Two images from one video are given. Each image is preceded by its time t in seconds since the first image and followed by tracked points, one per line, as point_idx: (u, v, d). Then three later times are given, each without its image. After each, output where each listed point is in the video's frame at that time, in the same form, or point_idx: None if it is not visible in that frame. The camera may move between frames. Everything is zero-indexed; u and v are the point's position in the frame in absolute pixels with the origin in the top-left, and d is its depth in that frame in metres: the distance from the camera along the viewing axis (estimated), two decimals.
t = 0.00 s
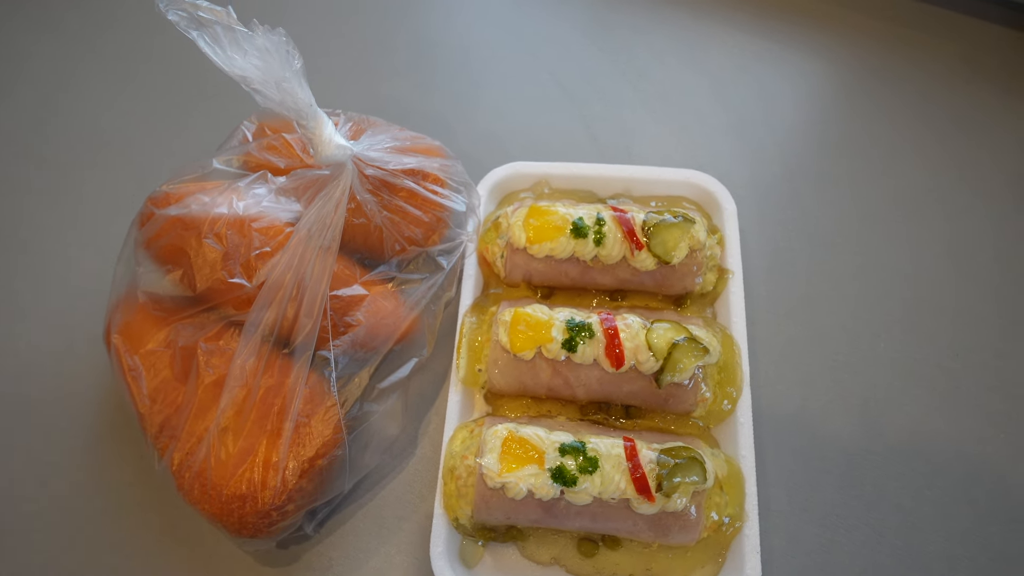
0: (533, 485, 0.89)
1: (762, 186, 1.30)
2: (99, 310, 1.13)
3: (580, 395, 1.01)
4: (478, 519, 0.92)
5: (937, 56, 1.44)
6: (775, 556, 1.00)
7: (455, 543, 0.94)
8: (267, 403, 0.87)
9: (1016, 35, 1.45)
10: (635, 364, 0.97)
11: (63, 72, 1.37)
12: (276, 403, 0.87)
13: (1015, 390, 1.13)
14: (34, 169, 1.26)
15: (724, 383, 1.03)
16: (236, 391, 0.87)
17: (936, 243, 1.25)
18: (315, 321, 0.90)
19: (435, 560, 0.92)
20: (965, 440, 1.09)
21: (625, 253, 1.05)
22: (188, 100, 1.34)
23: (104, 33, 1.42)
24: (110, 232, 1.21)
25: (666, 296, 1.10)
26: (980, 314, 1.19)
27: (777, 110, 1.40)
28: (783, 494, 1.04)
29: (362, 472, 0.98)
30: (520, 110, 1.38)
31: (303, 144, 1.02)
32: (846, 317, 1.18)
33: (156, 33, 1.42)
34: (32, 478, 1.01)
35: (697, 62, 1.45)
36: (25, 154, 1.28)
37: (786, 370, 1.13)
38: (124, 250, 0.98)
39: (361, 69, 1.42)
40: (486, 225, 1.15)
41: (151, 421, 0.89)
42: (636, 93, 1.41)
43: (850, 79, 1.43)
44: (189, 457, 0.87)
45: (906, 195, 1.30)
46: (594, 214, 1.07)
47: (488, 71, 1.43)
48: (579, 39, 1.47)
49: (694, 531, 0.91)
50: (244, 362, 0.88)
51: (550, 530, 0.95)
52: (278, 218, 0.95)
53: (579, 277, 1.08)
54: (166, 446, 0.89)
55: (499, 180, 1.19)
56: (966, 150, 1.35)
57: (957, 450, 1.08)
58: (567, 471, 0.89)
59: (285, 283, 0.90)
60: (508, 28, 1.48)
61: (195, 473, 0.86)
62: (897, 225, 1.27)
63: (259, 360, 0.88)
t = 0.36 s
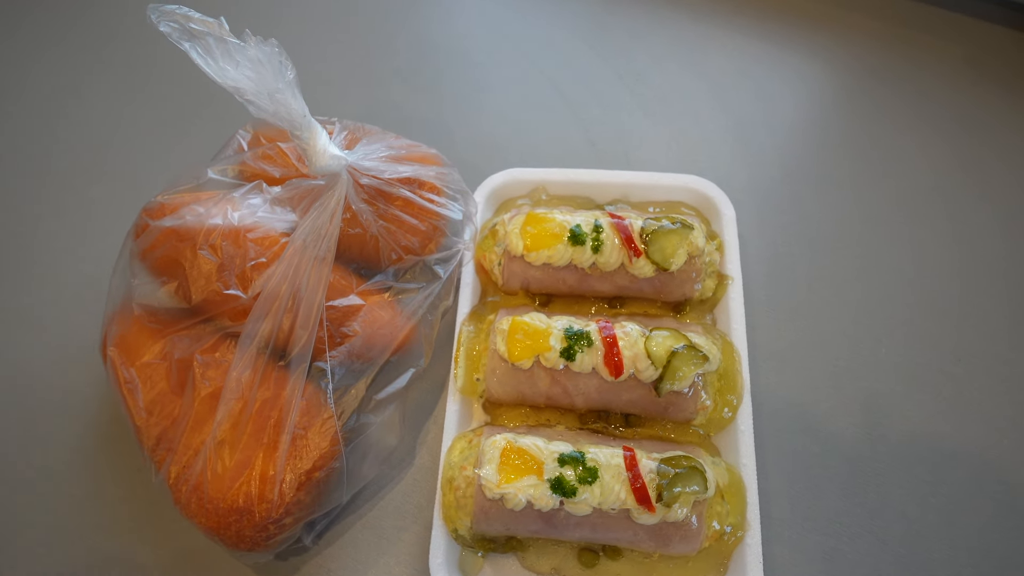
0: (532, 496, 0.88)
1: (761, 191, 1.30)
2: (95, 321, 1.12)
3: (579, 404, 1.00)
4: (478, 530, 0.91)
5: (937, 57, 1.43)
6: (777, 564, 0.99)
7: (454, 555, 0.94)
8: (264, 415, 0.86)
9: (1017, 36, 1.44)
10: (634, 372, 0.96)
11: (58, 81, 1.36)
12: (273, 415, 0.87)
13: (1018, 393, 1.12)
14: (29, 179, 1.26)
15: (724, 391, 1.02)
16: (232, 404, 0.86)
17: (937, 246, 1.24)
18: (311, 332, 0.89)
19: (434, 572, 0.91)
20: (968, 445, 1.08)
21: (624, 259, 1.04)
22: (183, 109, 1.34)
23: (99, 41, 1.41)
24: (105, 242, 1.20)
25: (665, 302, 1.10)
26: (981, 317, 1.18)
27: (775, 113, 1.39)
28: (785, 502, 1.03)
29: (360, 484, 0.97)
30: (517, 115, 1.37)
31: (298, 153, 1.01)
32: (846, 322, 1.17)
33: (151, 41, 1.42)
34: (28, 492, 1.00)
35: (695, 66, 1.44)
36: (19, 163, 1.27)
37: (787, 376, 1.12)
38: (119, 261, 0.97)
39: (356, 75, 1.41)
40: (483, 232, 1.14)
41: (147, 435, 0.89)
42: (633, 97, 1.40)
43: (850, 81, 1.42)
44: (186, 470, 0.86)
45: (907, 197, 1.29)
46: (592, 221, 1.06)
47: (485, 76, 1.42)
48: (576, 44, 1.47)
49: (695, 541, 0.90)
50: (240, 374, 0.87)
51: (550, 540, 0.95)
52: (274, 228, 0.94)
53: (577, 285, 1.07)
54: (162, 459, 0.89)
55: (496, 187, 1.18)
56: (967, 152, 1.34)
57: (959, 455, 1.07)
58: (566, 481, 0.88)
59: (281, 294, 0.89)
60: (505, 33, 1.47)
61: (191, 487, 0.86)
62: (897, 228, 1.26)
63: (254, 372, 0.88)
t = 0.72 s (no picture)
0: (535, 498, 0.86)
1: (761, 182, 1.28)
2: (87, 331, 1.10)
3: (582, 402, 0.98)
4: (481, 534, 0.90)
5: (935, 44, 1.41)
6: (787, 560, 0.98)
7: (458, 559, 0.92)
8: (259, 422, 0.85)
9: (1014, 20, 1.43)
10: (637, 369, 0.95)
11: (47, 90, 1.35)
12: (269, 422, 0.85)
13: None
14: (20, 189, 1.24)
15: (729, 385, 1.00)
16: (227, 412, 0.85)
17: (940, 234, 1.23)
18: (305, 337, 0.87)
19: None
20: (979, 435, 1.06)
21: (623, 255, 1.03)
22: (175, 115, 1.32)
23: (87, 49, 1.40)
24: (97, 250, 1.18)
25: (667, 297, 1.08)
26: (988, 304, 1.16)
27: (773, 103, 1.37)
28: (793, 497, 1.02)
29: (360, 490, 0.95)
30: (512, 113, 1.36)
31: (289, 156, 1.00)
32: (851, 313, 1.15)
33: (140, 47, 1.40)
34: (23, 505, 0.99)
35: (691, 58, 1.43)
36: (9, 173, 1.26)
37: (792, 369, 1.11)
38: (109, 270, 0.96)
39: (349, 77, 1.39)
40: (480, 231, 1.12)
41: (141, 445, 0.87)
42: (629, 91, 1.39)
43: (847, 70, 1.40)
44: (181, 480, 0.85)
45: (908, 186, 1.28)
46: (590, 216, 1.04)
47: (478, 74, 1.41)
48: (570, 40, 1.45)
49: (703, 539, 0.89)
50: (235, 381, 0.85)
51: (555, 542, 0.93)
52: (266, 232, 0.92)
53: (577, 282, 1.05)
54: (157, 469, 0.87)
55: (492, 185, 1.17)
56: (968, 138, 1.32)
57: (969, 445, 1.06)
58: (570, 482, 0.86)
59: (275, 298, 0.88)
60: (498, 31, 1.46)
61: (188, 497, 0.84)
62: (899, 217, 1.24)
63: (249, 378, 0.86)
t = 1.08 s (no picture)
0: (532, 481, 0.85)
1: (765, 173, 1.27)
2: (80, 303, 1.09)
3: (581, 387, 0.98)
4: (476, 516, 0.89)
5: (944, 41, 1.40)
6: (782, 551, 0.97)
7: (452, 541, 0.91)
8: (254, 397, 0.84)
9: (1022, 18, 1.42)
10: (637, 355, 0.94)
11: (44, 59, 1.33)
12: (263, 397, 0.84)
13: None
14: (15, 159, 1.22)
15: (729, 374, 1.00)
16: (222, 385, 0.84)
17: (944, 230, 1.22)
18: (303, 312, 0.86)
19: (431, 559, 0.89)
20: (977, 431, 1.06)
21: (626, 241, 1.02)
22: (174, 89, 1.31)
23: (87, 19, 1.38)
24: (91, 222, 1.16)
25: (668, 285, 1.07)
26: (990, 302, 1.16)
27: (780, 95, 1.36)
28: (790, 488, 1.01)
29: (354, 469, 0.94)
30: (516, 96, 1.35)
31: (291, 130, 0.98)
32: (852, 306, 1.15)
33: (141, 19, 1.38)
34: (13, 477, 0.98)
35: (697, 47, 1.41)
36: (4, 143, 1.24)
37: (792, 360, 1.10)
38: (104, 240, 0.94)
39: (352, 56, 1.38)
40: (482, 213, 1.11)
41: (134, 417, 0.86)
42: (635, 79, 1.38)
43: (855, 64, 1.39)
44: (173, 454, 0.84)
45: (913, 181, 1.27)
46: (594, 201, 1.03)
47: (483, 57, 1.39)
48: (577, 25, 1.44)
49: (700, 527, 0.88)
50: (230, 355, 0.84)
51: (549, 526, 0.92)
52: (266, 206, 0.91)
53: (578, 266, 1.04)
54: (149, 442, 0.86)
55: (495, 167, 1.15)
56: (974, 136, 1.31)
57: (968, 441, 1.05)
58: (567, 465, 0.85)
59: (272, 272, 0.86)
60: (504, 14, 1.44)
61: (180, 471, 0.83)
62: (903, 212, 1.24)
63: (245, 352, 0.85)
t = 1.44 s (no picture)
0: (528, 458, 0.86)
1: (759, 153, 1.27)
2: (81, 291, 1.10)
3: (576, 365, 0.98)
4: (473, 494, 0.90)
5: (937, 20, 1.41)
6: (776, 526, 0.99)
7: (450, 519, 0.92)
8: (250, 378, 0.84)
9: None
10: (631, 332, 0.94)
11: (40, 51, 1.33)
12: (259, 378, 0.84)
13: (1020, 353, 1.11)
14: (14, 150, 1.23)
15: (723, 351, 1.01)
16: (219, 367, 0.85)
17: (937, 208, 1.23)
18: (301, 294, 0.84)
19: (429, 537, 0.89)
20: (970, 405, 1.07)
21: (620, 220, 1.02)
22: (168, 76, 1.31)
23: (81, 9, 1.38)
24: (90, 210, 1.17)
25: (663, 263, 1.07)
26: (982, 277, 1.17)
27: (774, 75, 1.36)
28: (784, 463, 1.02)
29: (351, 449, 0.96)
30: (510, 79, 1.34)
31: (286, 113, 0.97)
32: (846, 284, 1.15)
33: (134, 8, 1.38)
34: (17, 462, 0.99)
35: (690, 28, 1.41)
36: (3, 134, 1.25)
37: (786, 338, 1.11)
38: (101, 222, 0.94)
39: (346, 41, 1.38)
40: (476, 194, 1.11)
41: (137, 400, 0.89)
42: (629, 60, 1.38)
43: (848, 42, 1.39)
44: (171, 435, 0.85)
45: (907, 159, 1.27)
46: (587, 180, 1.04)
47: (477, 41, 1.39)
48: (571, 8, 1.44)
49: (695, 501, 0.89)
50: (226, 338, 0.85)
51: (546, 503, 0.93)
52: (264, 191, 0.93)
53: (572, 246, 1.05)
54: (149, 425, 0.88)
55: (489, 148, 1.16)
56: (968, 113, 1.32)
57: (961, 415, 1.06)
58: (563, 442, 0.86)
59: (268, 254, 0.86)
60: None
61: (178, 452, 0.84)
62: (896, 189, 1.24)
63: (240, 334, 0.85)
